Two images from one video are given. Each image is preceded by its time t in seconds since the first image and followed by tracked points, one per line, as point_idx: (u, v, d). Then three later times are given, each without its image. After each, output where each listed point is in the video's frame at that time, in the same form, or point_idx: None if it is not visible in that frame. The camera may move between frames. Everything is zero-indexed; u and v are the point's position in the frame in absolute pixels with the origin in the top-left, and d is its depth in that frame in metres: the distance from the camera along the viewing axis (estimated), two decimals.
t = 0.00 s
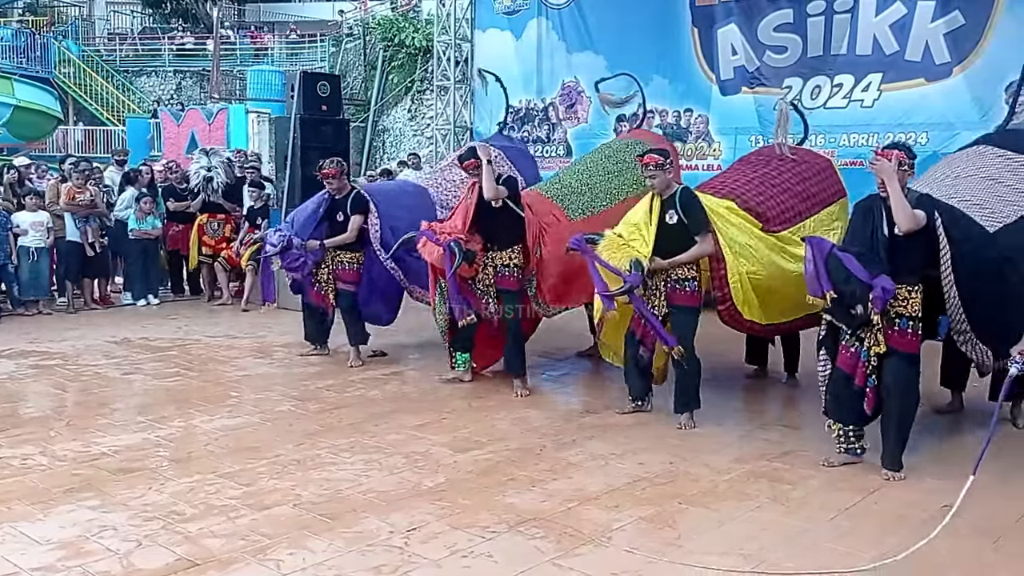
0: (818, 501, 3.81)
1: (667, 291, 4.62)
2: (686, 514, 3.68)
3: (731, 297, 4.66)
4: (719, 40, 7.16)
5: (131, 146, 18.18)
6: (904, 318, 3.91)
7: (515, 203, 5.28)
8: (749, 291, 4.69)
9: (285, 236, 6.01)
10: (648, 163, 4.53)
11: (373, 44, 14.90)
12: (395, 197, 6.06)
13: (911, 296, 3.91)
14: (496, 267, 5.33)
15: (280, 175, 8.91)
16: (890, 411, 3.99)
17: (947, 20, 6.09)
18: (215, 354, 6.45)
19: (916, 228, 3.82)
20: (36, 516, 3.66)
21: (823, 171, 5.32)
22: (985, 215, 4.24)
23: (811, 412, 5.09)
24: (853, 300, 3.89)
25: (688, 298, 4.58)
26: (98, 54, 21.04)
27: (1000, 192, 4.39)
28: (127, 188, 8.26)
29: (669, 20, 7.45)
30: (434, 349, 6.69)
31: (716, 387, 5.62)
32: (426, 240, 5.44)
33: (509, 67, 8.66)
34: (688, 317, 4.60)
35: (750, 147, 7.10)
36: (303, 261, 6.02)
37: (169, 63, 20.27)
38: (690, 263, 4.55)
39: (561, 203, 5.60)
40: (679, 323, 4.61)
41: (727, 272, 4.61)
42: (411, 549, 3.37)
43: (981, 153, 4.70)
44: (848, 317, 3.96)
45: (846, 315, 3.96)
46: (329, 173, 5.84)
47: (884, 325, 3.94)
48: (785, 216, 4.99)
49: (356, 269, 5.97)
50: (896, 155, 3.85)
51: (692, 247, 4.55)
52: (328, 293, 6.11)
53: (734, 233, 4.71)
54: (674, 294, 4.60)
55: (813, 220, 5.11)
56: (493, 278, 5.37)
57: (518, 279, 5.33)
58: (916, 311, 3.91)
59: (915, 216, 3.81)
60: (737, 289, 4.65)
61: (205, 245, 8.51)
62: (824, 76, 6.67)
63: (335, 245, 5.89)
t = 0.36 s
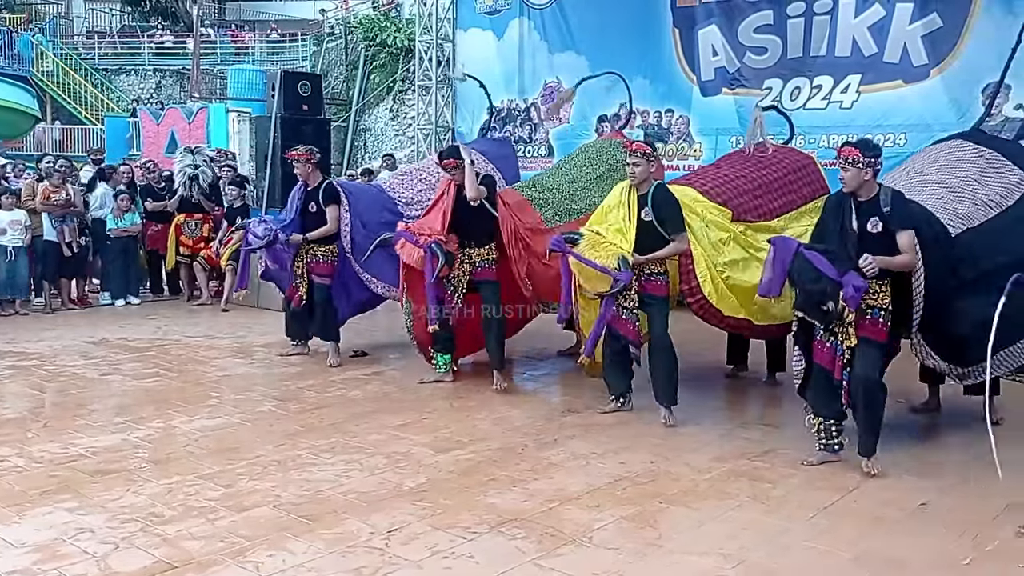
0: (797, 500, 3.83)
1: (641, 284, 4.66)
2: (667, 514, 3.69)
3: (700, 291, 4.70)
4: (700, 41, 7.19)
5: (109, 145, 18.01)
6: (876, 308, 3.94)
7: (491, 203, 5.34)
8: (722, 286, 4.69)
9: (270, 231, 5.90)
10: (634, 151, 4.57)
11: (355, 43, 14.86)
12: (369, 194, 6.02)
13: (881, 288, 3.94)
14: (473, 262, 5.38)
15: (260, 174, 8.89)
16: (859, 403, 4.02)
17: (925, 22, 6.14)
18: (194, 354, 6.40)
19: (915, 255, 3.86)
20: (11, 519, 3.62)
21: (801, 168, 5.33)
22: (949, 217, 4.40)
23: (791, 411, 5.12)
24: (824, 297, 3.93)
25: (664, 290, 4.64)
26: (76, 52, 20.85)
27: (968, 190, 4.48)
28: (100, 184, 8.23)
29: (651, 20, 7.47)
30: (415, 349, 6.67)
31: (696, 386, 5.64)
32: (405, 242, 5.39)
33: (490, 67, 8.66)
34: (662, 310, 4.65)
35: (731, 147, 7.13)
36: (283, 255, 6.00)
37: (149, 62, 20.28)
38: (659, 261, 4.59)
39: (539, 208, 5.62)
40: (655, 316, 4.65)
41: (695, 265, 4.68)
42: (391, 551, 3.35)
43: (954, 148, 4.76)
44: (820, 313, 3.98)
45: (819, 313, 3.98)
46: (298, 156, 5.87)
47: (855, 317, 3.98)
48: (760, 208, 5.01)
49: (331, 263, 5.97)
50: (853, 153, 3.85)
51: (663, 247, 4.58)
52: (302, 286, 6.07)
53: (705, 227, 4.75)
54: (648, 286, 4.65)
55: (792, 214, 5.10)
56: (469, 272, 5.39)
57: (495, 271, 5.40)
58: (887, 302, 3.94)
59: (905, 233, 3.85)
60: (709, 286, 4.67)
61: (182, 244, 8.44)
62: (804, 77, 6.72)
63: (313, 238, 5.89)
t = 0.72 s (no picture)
0: (786, 499, 3.83)
1: (636, 284, 4.62)
2: (656, 513, 3.69)
3: (694, 285, 4.70)
4: (689, 41, 7.20)
5: (97, 144, 17.92)
6: (869, 311, 3.95)
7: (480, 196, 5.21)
8: (714, 278, 4.73)
9: (261, 227, 5.93)
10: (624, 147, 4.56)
11: (344, 42, 14.84)
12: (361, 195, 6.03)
13: (876, 290, 3.94)
14: (473, 261, 5.33)
15: (250, 175, 8.93)
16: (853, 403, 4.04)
17: (913, 23, 6.16)
18: (182, 354, 6.37)
19: (911, 251, 3.85)
20: None
21: (790, 170, 5.34)
22: (944, 216, 4.44)
23: (779, 410, 5.13)
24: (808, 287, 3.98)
25: (659, 293, 4.59)
26: (64, 51, 20.74)
27: (959, 191, 4.57)
28: (89, 183, 8.10)
29: (640, 20, 7.47)
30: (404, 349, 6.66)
31: (686, 386, 5.64)
32: (400, 240, 5.40)
33: (479, 68, 8.66)
34: (658, 312, 4.59)
35: (720, 147, 7.15)
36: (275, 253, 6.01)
37: (136, 60, 20.21)
38: (655, 257, 4.56)
39: (527, 212, 5.58)
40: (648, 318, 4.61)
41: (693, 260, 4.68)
42: (380, 551, 3.34)
43: (942, 149, 4.82)
44: (807, 304, 4.04)
45: (807, 303, 4.03)
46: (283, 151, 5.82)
47: (848, 317, 3.98)
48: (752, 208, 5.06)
49: (323, 262, 5.95)
50: (844, 149, 3.89)
51: (657, 240, 4.56)
52: (294, 284, 6.09)
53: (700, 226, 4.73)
54: (643, 288, 4.60)
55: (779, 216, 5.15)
56: (466, 273, 5.37)
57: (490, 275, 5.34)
58: (881, 304, 3.94)
59: (902, 230, 3.84)
60: (702, 282, 4.70)
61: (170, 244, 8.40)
62: (793, 77, 6.73)
63: (304, 234, 5.88)
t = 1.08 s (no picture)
0: (783, 499, 3.83)
1: (624, 284, 4.63)
2: (653, 513, 3.69)
3: (688, 293, 4.72)
4: (685, 41, 7.20)
5: (93, 144, 17.89)
6: (857, 309, 3.95)
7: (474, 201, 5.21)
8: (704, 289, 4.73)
9: (251, 238, 5.87)
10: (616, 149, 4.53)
11: (340, 42, 14.83)
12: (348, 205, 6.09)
13: (864, 288, 3.95)
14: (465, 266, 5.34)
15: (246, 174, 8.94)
16: (849, 399, 4.01)
17: (909, 23, 6.17)
18: (177, 355, 6.36)
19: (896, 256, 3.88)
20: None
21: (787, 171, 5.33)
22: (933, 222, 4.43)
23: (776, 410, 5.13)
24: (804, 291, 3.93)
25: (645, 293, 4.61)
26: (60, 51, 20.71)
27: (948, 198, 4.57)
28: (88, 187, 8.16)
29: (637, 20, 7.47)
30: (400, 349, 6.66)
31: (682, 386, 5.64)
32: (394, 244, 5.38)
33: (476, 68, 8.66)
34: (646, 313, 4.63)
35: (716, 147, 7.15)
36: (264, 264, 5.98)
37: (132, 60, 20.20)
38: (643, 259, 4.57)
39: (524, 212, 5.65)
40: (639, 317, 4.64)
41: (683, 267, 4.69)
42: (376, 551, 3.34)
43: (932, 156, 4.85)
44: (802, 309, 4.05)
45: (801, 307, 4.03)
46: (279, 160, 5.73)
47: (838, 317, 3.99)
48: (748, 210, 5.05)
49: (313, 269, 5.93)
50: (841, 155, 3.87)
51: (648, 244, 4.56)
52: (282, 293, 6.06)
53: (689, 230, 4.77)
54: (631, 288, 4.62)
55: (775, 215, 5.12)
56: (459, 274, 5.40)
57: (485, 278, 5.34)
58: (869, 301, 3.95)
59: (887, 233, 3.88)
60: (693, 288, 4.71)
61: (167, 244, 8.40)
62: (789, 78, 6.74)
63: (294, 245, 5.84)
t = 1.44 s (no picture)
0: (780, 499, 3.83)
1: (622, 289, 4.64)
2: (650, 513, 3.69)
3: (676, 298, 4.69)
4: (683, 41, 7.20)
5: (90, 144, 17.87)
6: (852, 316, 3.97)
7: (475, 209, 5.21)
8: (695, 297, 4.69)
9: (248, 243, 5.86)
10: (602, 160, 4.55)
11: (338, 42, 14.83)
12: (347, 203, 6.01)
13: (858, 295, 3.98)
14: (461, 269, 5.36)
15: (243, 174, 8.94)
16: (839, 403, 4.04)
17: (906, 24, 6.18)
18: (174, 355, 6.35)
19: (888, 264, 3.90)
20: None
21: (786, 174, 5.35)
22: (924, 230, 4.41)
23: (773, 410, 5.13)
24: (800, 302, 3.92)
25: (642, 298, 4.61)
26: (57, 51, 20.69)
27: (944, 200, 4.56)
28: (82, 187, 8.12)
29: (634, 20, 7.47)
30: (397, 350, 6.66)
31: (680, 386, 5.64)
32: (401, 248, 5.44)
33: (473, 68, 8.65)
34: (639, 316, 4.63)
35: (713, 147, 7.15)
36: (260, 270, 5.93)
37: (129, 60, 20.17)
38: (640, 265, 4.59)
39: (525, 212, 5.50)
40: (631, 320, 4.64)
41: (672, 269, 4.67)
42: (373, 552, 3.33)
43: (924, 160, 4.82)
44: (799, 316, 4.00)
45: (796, 317, 4.00)
46: (281, 162, 5.81)
47: (831, 323, 4.00)
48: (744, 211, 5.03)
49: (308, 275, 5.93)
50: (853, 170, 3.84)
51: (647, 250, 4.58)
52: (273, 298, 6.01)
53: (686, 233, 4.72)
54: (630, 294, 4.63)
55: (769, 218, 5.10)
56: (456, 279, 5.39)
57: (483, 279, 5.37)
58: (863, 309, 3.98)
59: (879, 242, 3.88)
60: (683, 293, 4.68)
61: (167, 244, 8.39)
62: (786, 78, 6.74)
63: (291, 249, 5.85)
